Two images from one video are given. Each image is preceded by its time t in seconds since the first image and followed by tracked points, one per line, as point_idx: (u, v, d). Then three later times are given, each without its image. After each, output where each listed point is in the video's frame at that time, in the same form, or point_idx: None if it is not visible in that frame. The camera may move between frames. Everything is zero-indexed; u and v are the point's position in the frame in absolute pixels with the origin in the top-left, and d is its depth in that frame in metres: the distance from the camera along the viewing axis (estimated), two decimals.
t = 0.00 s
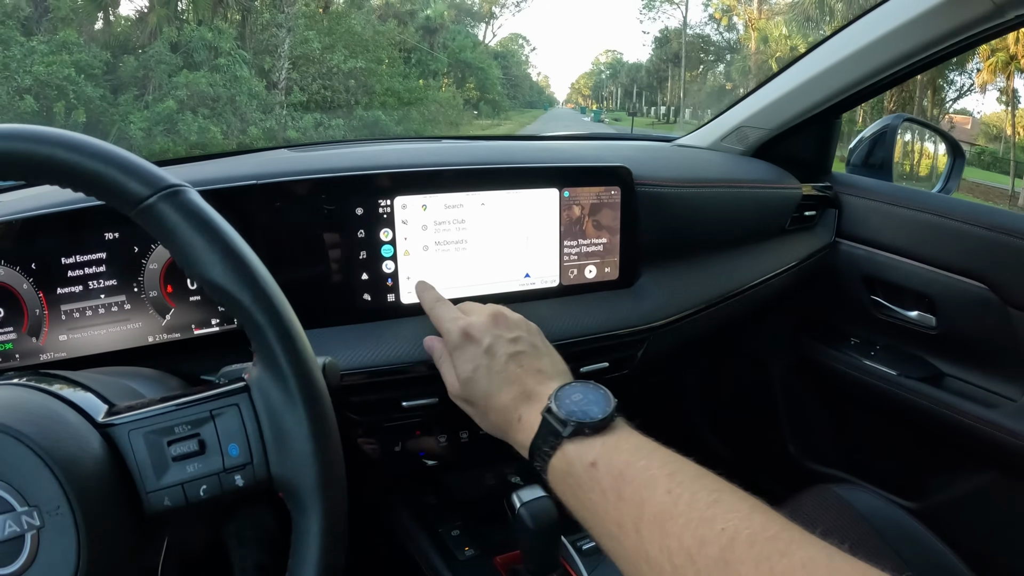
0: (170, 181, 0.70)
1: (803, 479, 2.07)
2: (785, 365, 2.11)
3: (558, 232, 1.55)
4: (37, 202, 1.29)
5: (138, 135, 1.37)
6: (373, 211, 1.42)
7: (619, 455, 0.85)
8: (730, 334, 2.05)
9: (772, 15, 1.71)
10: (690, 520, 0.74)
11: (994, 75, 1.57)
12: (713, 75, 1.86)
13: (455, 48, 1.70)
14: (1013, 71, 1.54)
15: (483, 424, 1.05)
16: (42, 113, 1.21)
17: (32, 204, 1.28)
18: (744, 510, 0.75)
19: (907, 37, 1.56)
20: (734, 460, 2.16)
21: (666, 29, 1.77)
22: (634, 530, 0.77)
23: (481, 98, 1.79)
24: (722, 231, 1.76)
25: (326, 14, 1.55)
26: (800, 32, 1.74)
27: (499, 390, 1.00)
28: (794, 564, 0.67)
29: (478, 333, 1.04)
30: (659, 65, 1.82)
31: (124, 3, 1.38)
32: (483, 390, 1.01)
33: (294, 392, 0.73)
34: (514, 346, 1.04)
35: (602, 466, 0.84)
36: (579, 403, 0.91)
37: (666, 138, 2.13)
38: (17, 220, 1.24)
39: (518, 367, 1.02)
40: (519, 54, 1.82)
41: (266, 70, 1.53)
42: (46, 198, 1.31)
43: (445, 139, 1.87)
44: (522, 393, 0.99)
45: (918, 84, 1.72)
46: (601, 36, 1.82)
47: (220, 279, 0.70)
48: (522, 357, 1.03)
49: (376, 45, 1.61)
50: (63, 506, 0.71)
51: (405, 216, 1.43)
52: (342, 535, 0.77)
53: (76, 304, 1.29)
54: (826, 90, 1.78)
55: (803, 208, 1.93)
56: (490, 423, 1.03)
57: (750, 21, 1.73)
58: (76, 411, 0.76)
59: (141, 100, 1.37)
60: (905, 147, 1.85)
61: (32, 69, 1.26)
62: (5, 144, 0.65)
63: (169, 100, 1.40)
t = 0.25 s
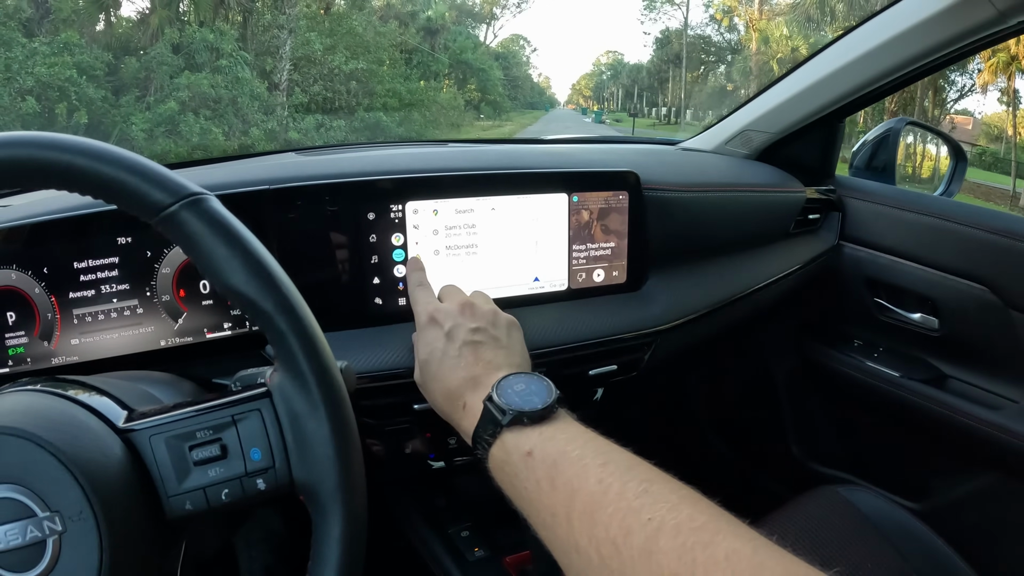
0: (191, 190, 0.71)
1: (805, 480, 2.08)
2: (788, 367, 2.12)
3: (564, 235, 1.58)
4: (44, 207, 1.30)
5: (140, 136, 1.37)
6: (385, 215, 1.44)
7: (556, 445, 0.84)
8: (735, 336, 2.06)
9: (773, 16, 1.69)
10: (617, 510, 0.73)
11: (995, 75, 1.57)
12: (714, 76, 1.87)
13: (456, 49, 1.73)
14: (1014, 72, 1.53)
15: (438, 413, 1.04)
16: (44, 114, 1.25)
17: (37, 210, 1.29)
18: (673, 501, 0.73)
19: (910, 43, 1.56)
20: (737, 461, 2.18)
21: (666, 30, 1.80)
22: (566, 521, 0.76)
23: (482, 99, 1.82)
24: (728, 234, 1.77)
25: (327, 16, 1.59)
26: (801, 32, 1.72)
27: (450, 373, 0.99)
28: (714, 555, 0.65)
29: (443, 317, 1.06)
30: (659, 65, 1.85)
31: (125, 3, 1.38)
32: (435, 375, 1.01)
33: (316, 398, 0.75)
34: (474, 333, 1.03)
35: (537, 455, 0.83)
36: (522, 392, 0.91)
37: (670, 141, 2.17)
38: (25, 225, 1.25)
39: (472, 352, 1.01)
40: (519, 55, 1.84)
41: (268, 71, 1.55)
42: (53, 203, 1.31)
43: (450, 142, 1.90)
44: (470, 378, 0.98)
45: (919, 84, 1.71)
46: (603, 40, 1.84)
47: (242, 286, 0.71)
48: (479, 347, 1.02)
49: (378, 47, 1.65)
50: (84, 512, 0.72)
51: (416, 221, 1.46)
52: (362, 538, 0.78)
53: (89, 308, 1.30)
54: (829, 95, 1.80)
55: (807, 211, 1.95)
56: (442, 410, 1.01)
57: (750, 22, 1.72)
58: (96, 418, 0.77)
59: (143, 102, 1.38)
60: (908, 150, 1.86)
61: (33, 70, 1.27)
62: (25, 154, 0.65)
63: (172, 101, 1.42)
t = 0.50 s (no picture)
0: (189, 186, 0.69)
1: (810, 481, 2.06)
2: (792, 368, 2.10)
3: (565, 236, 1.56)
4: (43, 206, 1.28)
5: (142, 138, 1.35)
6: (386, 215, 1.43)
7: (557, 424, 0.81)
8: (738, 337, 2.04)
9: (774, 16, 1.68)
10: (625, 491, 0.70)
11: (996, 76, 1.57)
12: (717, 78, 1.89)
13: (457, 52, 1.71)
14: (1015, 72, 1.54)
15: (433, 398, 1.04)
16: (46, 116, 1.24)
17: (35, 209, 1.27)
18: (683, 478, 0.70)
19: (913, 42, 1.54)
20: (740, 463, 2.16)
21: (668, 31, 1.80)
22: (573, 504, 0.73)
23: (484, 101, 1.79)
24: (731, 235, 1.76)
25: (330, 17, 1.60)
26: (803, 34, 1.72)
27: (440, 354, 0.99)
28: (731, 535, 0.63)
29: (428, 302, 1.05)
30: (661, 65, 1.85)
31: (127, 5, 1.37)
32: (427, 358, 1.00)
33: (316, 399, 0.73)
34: (461, 312, 1.03)
35: (537, 436, 0.81)
36: (511, 367, 0.89)
37: (672, 141, 2.15)
38: (24, 225, 1.23)
39: (460, 331, 1.01)
40: (521, 57, 1.82)
41: (270, 73, 1.54)
42: (52, 202, 1.30)
43: (452, 142, 1.88)
44: (460, 355, 0.98)
45: (920, 86, 1.71)
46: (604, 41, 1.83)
47: (241, 285, 0.69)
48: (467, 326, 1.01)
49: (380, 48, 1.65)
50: (79, 516, 0.71)
51: (418, 220, 1.44)
52: (363, 542, 0.76)
53: (87, 308, 1.29)
54: (830, 95, 1.78)
55: (811, 211, 1.94)
56: (435, 393, 1.02)
57: (752, 23, 1.71)
58: (92, 419, 0.75)
59: (145, 105, 1.37)
60: (911, 150, 1.84)
61: (35, 72, 1.26)
62: (17, 148, 0.63)
63: (174, 103, 1.41)
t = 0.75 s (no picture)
0: (187, 186, 0.69)
1: (811, 483, 2.06)
2: (794, 370, 2.10)
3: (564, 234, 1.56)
4: (43, 207, 1.28)
5: (143, 139, 1.35)
6: (386, 216, 1.43)
7: (545, 404, 0.78)
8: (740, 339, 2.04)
9: (775, 19, 1.72)
10: (614, 470, 0.66)
11: (998, 77, 1.56)
12: (715, 76, 1.87)
13: (458, 51, 1.70)
14: (1017, 73, 1.54)
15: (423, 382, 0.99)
16: (48, 117, 1.23)
17: (35, 209, 1.27)
18: (674, 458, 0.67)
19: (915, 43, 1.54)
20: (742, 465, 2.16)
21: (670, 32, 1.80)
22: (559, 485, 0.70)
23: (485, 102, 1.79)
24: (733, 236, 1.76)
25: (331, 19, 1.61)
26: (805, 35, 1.74)
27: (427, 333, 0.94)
28: (723, 517, 0.59)
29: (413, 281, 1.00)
30: (663, 68, 1.85)
31: (128, 7, 1.39)
32: (414, 339, 0.96)
33: (313, 401, 0.73)
34: (448, 292, 0.98)
35: (524, 417, 0.77)
36: (500, 345, 0.85)
37: (673, 141, 2.13)
38: (23, 226, 1.23)
39: (446, 310, 0.95)
40: (522, 58, 1.82)
41: (271, 74, 1.54)
42: (51, 203, 1.30)
43: (453, 144, 1.88)
44: (446, 333, 0.92)
45: (922, 87, 1.70)
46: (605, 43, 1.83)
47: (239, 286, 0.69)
48: (454, 305, 0.96)
49: (381, 49, 1.64)
50: (76, 517, 0.71)
51: (418, 221, 1.44)
52: (361, 544, 0.76)
53: (86, 308, 1.29)
54: (831, 97, 1.77)
55: (813, 212, 1.94)
56: (424, 375, 0.97)
57: (754, 26, 1.74)
58: (89, 420, 0.75)
59: (146, 105, 1.36)
60: (912, 151, 1.84)
61: (36, 74, 1.25)
62: (13, 147, 0.63)
63: (175, 105, 1.42)
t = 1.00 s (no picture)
0: (191, 187, 0.69)
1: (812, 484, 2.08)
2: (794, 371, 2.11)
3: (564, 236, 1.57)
4: (47, 207, 1.29)
5: (146, 140, 1.36)
6: (388, 217, 1.43)
7: (537, 387, 0.77)
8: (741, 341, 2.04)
9: (777, 19, 1.73)
10: (604, 453, 0.66)
11: (1000, 78, 1.55)
12: (720, 81, 1.89)
13: (461, 51, 1.70)
14: (1018, 74, 1.52)
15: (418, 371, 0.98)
16: (49, 117, 1.23)
17: (40, 211, 1.28)
18: (663, 441, 0.67)
19: (914, 44, 1.55)
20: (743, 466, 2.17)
21: (670, 33, 1.80)
22: (549, 468, 0.70)
23: (486, 103, 1.78)
24: (733, 237, 1.77)
25: (332, 20, 1.63)
26: (805, 36, 1.74)
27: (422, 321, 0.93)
28: (712, 499, 0.59)
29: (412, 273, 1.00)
30: (665, 70, 1.86)
31: (131, 7, 1.42)
32: (411, 328, 0.95)
33: (316, 400, 0.73)
34: (446, 282, 0.97)
35: (516, 400, 0.76)
36: (492, 330, 0.83)
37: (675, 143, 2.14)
38: (26, 227, 1.24)
39: (443, 299, 0.94)
40: (523, 60, 1.80)
41: (273, 76, 1.55)
42: (54, 203, 1.31)
43: (455, 145, 1.89)
44: (441, 319, 0.91)
45: (922, 86, 1.71)
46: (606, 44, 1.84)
47: (242, 287, 0.70)
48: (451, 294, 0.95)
49: (382, 50, 1.65)
50: (81, 514, 0.71)
51: (419, 222, 1.45)
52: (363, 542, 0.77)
53: (90, 309, 1.29)
54: (832, 97, 1.78)
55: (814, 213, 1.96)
56: (419, 363, 0.95)
57: (755, 26, 1.74)
58: (93, 419, 0.76)
59: (149, 106, 1.37)
60: (913, 151, 1.83)
61: (38, 74, 1.25)
62: (18, 149, 0.64)
63: (177, 105, 1.42)
